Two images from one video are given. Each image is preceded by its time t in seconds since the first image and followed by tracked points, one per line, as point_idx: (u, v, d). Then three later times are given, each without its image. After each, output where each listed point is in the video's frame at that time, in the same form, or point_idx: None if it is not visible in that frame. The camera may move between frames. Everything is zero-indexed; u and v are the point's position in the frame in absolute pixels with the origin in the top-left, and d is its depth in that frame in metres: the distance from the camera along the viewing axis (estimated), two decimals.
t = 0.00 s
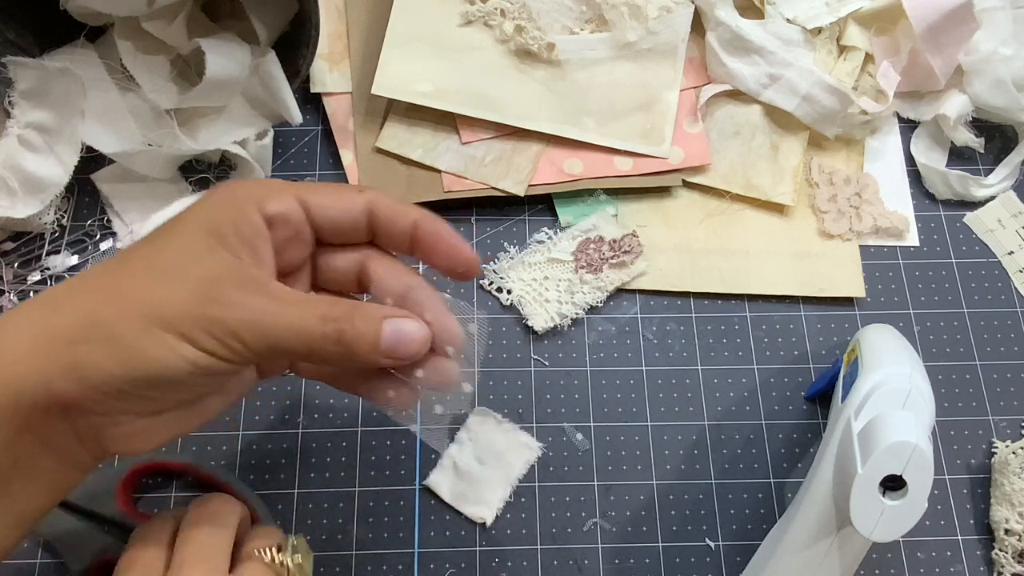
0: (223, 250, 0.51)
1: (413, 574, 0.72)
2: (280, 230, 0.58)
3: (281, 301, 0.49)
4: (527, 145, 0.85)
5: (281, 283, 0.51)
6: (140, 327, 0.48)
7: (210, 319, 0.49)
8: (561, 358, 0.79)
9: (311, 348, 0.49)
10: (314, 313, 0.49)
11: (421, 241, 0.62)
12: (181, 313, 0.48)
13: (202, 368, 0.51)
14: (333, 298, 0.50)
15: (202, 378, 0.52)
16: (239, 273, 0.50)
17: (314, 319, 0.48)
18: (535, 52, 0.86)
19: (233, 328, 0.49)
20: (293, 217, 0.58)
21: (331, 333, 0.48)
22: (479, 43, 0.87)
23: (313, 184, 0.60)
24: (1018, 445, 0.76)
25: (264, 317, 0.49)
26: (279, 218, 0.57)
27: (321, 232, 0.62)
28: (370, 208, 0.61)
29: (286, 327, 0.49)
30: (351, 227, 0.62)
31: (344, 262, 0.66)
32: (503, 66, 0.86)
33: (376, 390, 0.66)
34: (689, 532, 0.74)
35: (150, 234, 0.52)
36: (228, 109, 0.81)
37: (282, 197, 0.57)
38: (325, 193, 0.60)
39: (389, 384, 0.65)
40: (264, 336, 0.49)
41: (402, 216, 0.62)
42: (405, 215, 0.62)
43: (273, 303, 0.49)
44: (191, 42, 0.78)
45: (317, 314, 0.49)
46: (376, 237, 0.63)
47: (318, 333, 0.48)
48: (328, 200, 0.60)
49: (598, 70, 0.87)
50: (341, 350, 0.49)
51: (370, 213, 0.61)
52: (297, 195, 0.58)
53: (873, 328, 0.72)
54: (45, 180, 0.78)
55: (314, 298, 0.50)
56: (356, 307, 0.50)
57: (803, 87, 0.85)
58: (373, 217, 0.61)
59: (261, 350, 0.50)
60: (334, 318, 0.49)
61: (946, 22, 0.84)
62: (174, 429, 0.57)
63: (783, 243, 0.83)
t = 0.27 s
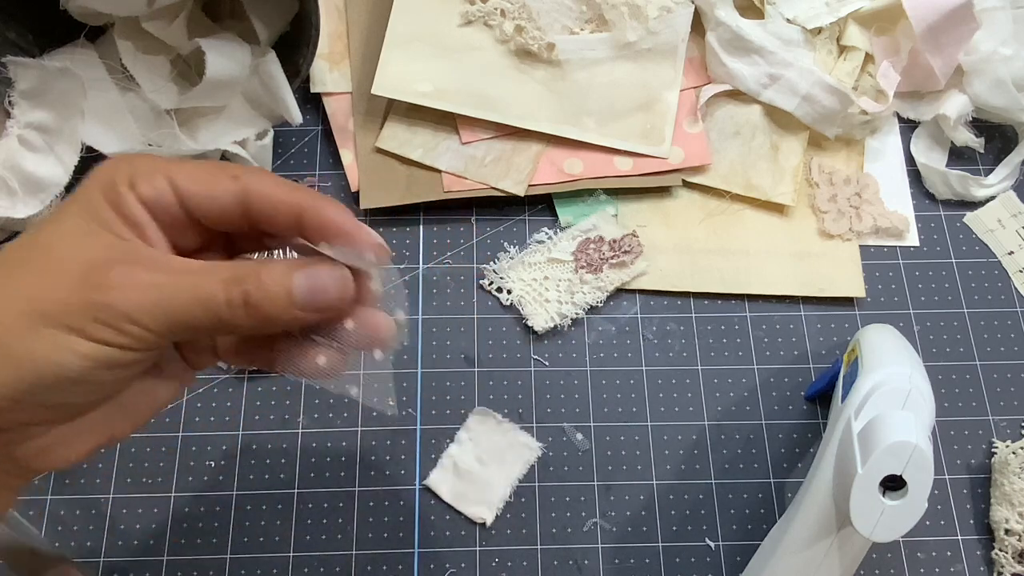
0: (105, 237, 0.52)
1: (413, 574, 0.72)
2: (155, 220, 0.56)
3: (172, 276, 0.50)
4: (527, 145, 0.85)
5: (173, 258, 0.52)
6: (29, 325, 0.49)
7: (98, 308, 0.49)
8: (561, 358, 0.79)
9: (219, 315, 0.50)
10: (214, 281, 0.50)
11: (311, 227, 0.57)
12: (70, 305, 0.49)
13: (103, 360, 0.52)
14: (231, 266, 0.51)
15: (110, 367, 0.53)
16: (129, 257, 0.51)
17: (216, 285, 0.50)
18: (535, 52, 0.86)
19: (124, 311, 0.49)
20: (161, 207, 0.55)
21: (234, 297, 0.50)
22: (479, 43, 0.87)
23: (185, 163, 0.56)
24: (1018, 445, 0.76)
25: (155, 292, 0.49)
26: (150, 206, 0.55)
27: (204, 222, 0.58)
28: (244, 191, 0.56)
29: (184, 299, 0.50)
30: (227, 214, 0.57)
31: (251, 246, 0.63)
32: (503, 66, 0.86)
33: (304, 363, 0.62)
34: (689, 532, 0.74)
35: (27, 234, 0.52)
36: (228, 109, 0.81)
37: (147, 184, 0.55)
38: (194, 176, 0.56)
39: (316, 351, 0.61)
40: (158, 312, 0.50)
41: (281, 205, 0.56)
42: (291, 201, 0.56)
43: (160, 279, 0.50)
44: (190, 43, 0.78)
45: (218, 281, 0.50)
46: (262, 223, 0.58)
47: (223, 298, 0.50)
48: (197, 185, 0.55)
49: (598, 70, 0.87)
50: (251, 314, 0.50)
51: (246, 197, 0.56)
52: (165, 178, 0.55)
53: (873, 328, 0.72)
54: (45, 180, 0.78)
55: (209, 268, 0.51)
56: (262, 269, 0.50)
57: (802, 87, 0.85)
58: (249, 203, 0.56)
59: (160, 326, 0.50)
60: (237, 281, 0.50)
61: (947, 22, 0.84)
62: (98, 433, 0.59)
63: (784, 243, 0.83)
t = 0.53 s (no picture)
0: None
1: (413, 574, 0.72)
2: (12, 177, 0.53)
3: (42, 236, 0.44)
4: (527, 145, 0.85)
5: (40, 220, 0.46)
6: None
7: None
8: (561, 359, 0.79)
9: (110, 259, 0.44)
10: (87, 227, 0.43)
11: (165, 122, 0.50)
12: None
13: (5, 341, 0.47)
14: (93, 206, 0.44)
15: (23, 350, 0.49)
16: None
17: (90, 227, 0.43)
18: (535, 52, 0.86)
19: (11, 291, 0.44)
20: (15, 161, 0.52)
21: (111, 230, 0.43)
22: (479, 43, 0.87)
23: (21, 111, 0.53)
24: (1018, 445, 0.76)
25: (33, 259, 0.44)
26: None
27: (60, 166, 0.54)
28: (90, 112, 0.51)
29: (66, 255, 0.44)
30: (92, 147, 0.53)
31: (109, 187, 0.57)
32: (503, 66, 0.86)
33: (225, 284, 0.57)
34: (689, 532, 0.74)
35: None
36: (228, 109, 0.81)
37: None
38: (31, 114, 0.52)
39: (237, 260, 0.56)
40: (45, 279, 0.44)
41: (131, 108, 0.51)
42: (137, 104, 0.51)
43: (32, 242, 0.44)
44: (190, 43, 0.78)
45: (91, 222, 0.43)
46: (120, 138, 0.52)
47: (103, 238, 0.43)
48: (40, 122, 0.52)
49: (598, 70, 0.87)
50: (138, 246, 0.44)
51: (97, 115, 0.51)
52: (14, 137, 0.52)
53: (873, 328, 0.72)
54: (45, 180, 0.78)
55: (72, 222, 0.44)
56: (128, 194, 0.43)
57: (802, 87, 0.85)
58: (100, 117, 0.51)
59: (59, 292, 0.46)
60: (109, 214, 0.43)
61: (947, 22, 0.84)
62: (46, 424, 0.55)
63: (784, 243, 0.83)
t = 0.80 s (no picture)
0: None
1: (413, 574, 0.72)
2: None
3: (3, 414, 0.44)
4: (527, 146, 0.85)
5: None
6: None
7: None
8: (561, 359, 0.79)
9: (77, 433, 0.45)
10: (53, 399, 0.44)
11: (121, 288, 0.53)
12: None
13: None
14: (52, 374, 0.45)
15: None
16: None
17: (55, 402, 0.44)
18: (535, 52, 0.86)
19: None
20: None
21: (80, 404, 0.44)
22: (479, 43, 0.87)
23: None
24: (1018, 445, 0.76)
25: None
26: None
27: (6, 328, 0.55)
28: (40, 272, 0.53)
29: (34, 434, 0.44)
30: (36, 303, 0.54)
31: (55, 344, 0.58)
32: (503, 66, 0.86)
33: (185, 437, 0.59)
34: (689, 532, 0.74)
35: None
36: (228, 109, 0.81)
37: None
38: None
39: (198, 412, 0.58)
40: (8, 455, 0.44)
41: (79, 273, 0.53)
42: (92, 267, 0.53)
43: None
44: (191, 43, 0.78)
45: (57, 397, 0.44)
46: (72, 296, 0.54)
47: (73, 412, 0.44)
48: None
49: (598, 70, 0.87)
50: (108, 414, 0.45)
51: (45, 276, 0.53)
52: None
53: (873, 328, 0.72)
54: (45, 180, 0.78)
55: (37, 386, 0.44)
56: (92, 365, 0.44)
57: (802, 87, 0.85)
58: (49, 280, 0.53)
59: (24, 473, 0.45)
60: (79, 390, 0.44)
61: (947, 22, 0.84)
62: (27, 557, 0.53)
63: (783, 243, 0.83)
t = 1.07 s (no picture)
0: None
1: (413, 574, 0.72)
2: None
3: (22, 438, 0.48)
4: (527, 145, 0.85)
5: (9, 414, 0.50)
6: None
7: None
8: (561, 358, 0.79)
9: (93, 448, 0.49)
10: (66, 419, 0.48)
11: (122, 311, 0.58)
12: None
13: None
14: (61, 396, 0.49)
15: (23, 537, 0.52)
16: None
17: (68, 423, 0.48)
18: (535, 52, 0.86)
19: (4, 495, 0.48)
20: None
21: (93, 423, 0.48)
22: (479, 43, 0.87)
23: None
24: (1018, 445, 0.76)
25: (20, 465, 0.48)
26: None
27: (8, 353, 0.59)
28: (41, 300, 0.58)
29: (51, 453, 0.48)
30: (37, 329, 0.58)
31: (55, 365, 0.62)
32: (503, 66, 0.86)
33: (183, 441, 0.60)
34: (689, 532, 0.74)
35: None
36: (228, 109, 0.81)
37: None
38: None
39: (199, 421, 0.60)
40: (30, 474, 0.48)
41: (87, 298, 0.58)
42: (93, 294, 0.58)
43: (16, 444, 0.48)
44: (191, 43, 0.78)
45: (71, 418, 0.48)
46: (74, 321, 0.59)
47: (87, 433, 0.48)
48: None
49: (598, 70, 0.87)
50: (120, 431, 0.49)
51: (47, 304, 0.58)
52: None
53: (873, 328, 0.72)
54: (45, 180, 0.78)
55: (51, 409, 0.49)
56: (102, 386, 0.48)
57: (802, 87, 0.85)
58: (51, 307, 0.58)
59: (44, 490, 0.50)
60: (90, 411, 0.48)
61: (946, 22, 0.84)
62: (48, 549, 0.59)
63: (783, 243, 0.83)
